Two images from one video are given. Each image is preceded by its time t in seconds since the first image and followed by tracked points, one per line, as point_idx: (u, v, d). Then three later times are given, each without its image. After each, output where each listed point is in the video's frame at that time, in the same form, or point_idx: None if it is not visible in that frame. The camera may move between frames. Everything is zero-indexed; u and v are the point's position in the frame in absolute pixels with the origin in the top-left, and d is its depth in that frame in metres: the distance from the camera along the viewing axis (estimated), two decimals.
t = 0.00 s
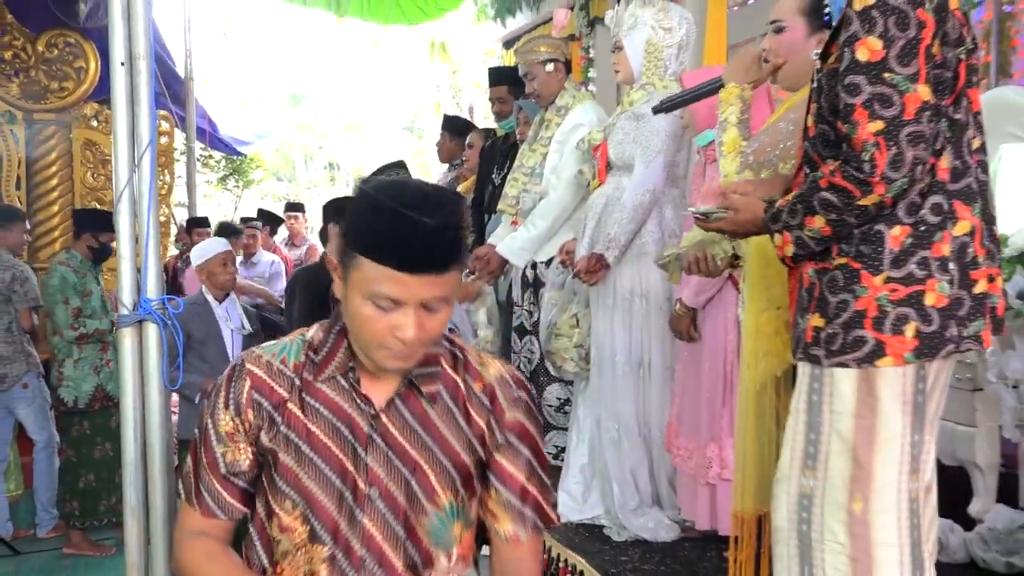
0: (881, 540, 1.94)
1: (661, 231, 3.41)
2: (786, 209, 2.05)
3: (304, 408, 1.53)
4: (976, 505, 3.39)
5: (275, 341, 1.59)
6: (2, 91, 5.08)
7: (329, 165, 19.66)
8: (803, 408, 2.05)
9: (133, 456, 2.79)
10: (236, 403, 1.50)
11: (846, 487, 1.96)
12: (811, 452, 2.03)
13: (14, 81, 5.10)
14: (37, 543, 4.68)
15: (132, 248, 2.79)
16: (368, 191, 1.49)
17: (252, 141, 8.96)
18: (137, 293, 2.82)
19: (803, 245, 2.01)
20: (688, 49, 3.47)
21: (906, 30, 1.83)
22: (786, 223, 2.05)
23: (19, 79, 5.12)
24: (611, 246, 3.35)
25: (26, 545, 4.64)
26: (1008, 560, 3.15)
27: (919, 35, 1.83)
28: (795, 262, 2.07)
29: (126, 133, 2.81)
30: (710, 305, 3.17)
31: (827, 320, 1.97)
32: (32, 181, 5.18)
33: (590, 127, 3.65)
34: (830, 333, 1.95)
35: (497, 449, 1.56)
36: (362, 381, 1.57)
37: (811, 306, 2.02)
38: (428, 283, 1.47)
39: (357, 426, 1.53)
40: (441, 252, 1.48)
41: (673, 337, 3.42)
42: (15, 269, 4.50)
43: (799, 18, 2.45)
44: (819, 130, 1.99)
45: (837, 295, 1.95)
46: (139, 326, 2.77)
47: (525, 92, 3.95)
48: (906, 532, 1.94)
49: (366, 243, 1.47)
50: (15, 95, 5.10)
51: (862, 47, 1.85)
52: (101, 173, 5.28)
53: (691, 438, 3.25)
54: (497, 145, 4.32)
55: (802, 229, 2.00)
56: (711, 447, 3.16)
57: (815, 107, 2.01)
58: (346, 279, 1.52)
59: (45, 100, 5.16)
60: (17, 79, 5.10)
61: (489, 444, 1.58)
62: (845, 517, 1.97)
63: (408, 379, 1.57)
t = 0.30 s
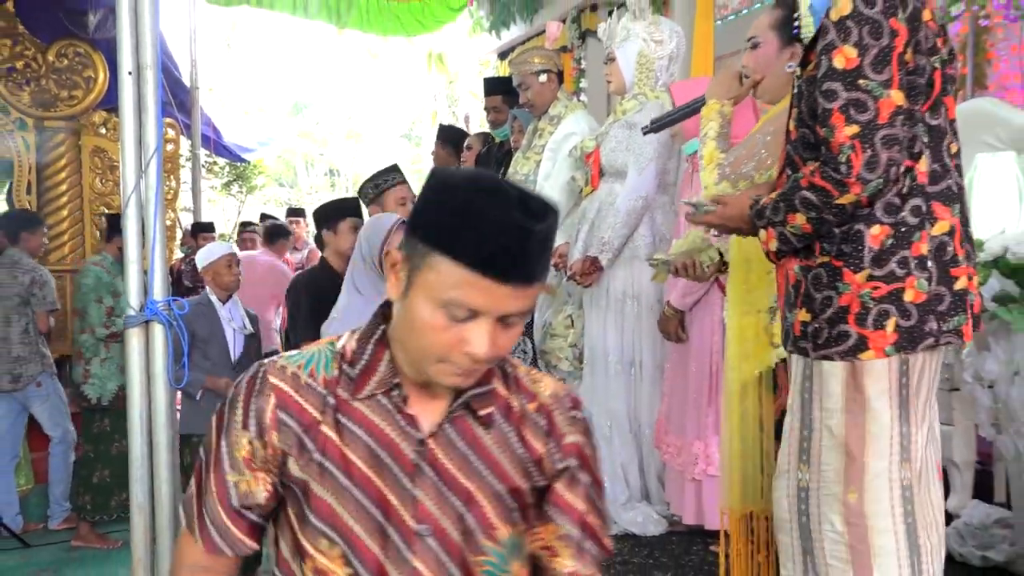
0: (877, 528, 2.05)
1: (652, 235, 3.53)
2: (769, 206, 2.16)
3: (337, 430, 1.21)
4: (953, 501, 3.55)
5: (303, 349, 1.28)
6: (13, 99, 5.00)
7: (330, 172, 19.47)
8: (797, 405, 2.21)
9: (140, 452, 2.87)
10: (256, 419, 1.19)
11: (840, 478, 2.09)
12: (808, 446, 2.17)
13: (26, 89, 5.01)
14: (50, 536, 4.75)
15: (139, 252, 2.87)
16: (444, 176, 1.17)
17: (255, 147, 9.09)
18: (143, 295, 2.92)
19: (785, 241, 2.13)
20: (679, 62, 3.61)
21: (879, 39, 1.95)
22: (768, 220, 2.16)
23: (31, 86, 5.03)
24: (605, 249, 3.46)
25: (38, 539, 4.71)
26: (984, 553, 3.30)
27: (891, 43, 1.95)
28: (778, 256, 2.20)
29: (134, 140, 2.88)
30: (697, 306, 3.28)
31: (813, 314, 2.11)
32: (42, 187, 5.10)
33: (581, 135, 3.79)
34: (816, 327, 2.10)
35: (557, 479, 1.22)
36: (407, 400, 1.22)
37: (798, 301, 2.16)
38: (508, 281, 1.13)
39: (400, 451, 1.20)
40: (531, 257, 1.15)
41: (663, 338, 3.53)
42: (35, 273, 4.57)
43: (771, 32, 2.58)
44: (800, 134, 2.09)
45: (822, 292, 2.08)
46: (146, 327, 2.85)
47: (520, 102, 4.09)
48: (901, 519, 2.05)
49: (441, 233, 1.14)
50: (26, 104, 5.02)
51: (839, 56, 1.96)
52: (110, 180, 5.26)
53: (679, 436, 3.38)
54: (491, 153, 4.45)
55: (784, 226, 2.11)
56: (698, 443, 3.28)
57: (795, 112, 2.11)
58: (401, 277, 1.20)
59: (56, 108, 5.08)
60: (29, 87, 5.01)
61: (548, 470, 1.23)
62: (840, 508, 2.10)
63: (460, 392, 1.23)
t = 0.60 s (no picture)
0: (854, 517, 2.15)
1: (646, 238, 3.64)
2: (749, 210, 2.29)
3: (377, 459, 1.10)
4: (933, 495, 3.69)
5: (321, 375, 1.18)
6: (28, 105, 5.18)
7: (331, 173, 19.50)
8: (782, 404, 2.29)
9: (148, 446, 2.96)
10: (286, 457, 1.08)
11: (818, 474, 2.18)
12: (788, 444, 2.27)
13: (40, 95, 5.19)
14: (61, 527, 4.79)
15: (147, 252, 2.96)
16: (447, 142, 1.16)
17: (262, 153, 9.24)
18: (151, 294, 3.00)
19: (764, 242, 2.26)
20: (670, 72, 3.73)
21: (859, 53, 2.07)
22: (748, 222, 2.29)
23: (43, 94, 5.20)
24: (599, 251, 3.59)
25: (49, 531, 4.75)
26: (961, 546, 3.45)
27: (870, 56, 2.07)
28: (757, 259, 2.33)
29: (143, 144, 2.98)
30: (688, 307, 3.40)
31: (793, 315, 2.22)
32: (54, 189, 5.28)
33: (575, 141, 3.88)
34: (794, 328, 2.21)
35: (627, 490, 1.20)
36: (450, 418, 1.14)
37: (777, 302, 2.28)
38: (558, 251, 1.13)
39: (451, 478, 1.11)
40: (560, 205, 1.14)
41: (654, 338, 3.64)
42: (64, 275, 4.78)
43: (747, 47, 2.73)
44: (783, 142, 2.20)
45: (802, 293, 2.20)
46: (154, 324, 2.95)
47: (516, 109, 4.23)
48: (874, 511, 2.16)
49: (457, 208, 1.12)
50: (41, 110, 5.20)
51: (820, 68, 2.08)
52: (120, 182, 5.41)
53: (670, 431, 3.52)
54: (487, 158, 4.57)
55: (765, 229, 2.24)
56: (686, 440, 3.44)
57: (779, 122, 2.21)
58: (429, 269, 1.16)
59: (68, 114, 5.24)
60: (41, 94, 5.18)
61: (614, 482, 1.21)
62: (820, 501, 2.19)
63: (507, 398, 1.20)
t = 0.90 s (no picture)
0: (835, 509, 2.27)
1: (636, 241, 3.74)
2: (747, 210, 2.39)
3: (462, 568, 0.92)
4: (914, 490, 3.81)
5: (374, 459, 1.00)
6: (42, 109, 5.53)
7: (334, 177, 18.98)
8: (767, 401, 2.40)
9: (156, 441, 3.04)
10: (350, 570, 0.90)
11: (802, 466, 2.30)
12: (771, 439, 2.38)
13: (53, 100, 5.55)
14: (71, 517, 4.93)
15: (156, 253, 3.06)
16: (506, 138, 1.03)
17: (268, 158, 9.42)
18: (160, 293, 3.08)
19: (763, 241, 2.37)
20: (661, 80, 3.88)
21: (853, 60, 2.20)
22: (747, 223, 2.39)
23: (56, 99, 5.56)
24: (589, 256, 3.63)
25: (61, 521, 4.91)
26: (939, 538, 3.59)
27: (863, 64, 2.21)
28: (754, 258, 2.44)
29: (152, 148, 3.07)
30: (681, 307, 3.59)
31: (787, 311, 2.32)
32: (67, 191, 5.65)
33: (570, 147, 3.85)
34: (788, 324, 2.32)
35: (732, 566, 1.13)
36: (547, 508, 0.98)
37: (771, 300, 2.38)
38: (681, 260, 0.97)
39: None
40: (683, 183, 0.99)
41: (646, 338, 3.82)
42: (94, 273, 5.05)
43: (730, 61, 2.84)
44: (775, 148, 2.36)
45: (796, 291, 2.31)
46: (163, 322, 3.04)
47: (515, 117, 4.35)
48: (853, 503, 2.29)
49: (544, 205, 0.95)
50: (54, 114, 5.56)
51: (817, 76, 2.21)
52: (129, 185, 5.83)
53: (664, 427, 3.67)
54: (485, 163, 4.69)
55: (763, 228, 2.35)
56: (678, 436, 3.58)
57: (771, 128, 2.38)
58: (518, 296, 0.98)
59: (81, 118, 5.62)
60: (55, 99, 5.54)
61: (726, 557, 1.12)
62: (804, 494, 2.30)
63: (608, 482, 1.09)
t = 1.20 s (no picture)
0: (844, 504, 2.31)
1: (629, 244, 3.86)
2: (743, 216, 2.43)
3: None
4: (896, 485, 3.96)
5: (517, 497, 0.87)
6: (55, 116, 6.06)
7: (337, 184, 19.15)
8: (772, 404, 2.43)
9: (165, 436, 3.14)
10: None
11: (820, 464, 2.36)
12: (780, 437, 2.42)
13: (67, 109, 6.08)
14: (82, 510, 5.10)
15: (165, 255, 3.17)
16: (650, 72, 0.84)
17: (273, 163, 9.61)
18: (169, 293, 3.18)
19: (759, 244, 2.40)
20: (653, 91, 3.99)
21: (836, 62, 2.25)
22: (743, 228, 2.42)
23: (70, 107, 6.10)
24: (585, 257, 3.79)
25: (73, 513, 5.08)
26: (921, 530, 3.72)
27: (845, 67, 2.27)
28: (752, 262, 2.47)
29: (161, 154, 3.18)
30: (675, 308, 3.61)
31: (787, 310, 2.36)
32: (79, 195, 6.18)
33: (566, 154, 4.17)
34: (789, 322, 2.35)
35: None
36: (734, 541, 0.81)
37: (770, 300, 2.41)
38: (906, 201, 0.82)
39: None
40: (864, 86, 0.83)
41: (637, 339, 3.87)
42: (114, 275, 5.21)
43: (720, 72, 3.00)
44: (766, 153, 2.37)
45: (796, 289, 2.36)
46: (171, 321, 3.13)
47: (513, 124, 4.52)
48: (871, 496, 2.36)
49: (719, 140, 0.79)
50: (67, 121, 6.10)
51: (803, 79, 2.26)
52: (139, 189, 6.34)
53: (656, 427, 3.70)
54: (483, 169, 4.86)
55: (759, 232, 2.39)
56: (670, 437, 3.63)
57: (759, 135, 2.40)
58: (694, 245, 0.79)
59: (93, 125, 6.16)
60: (69, 107, 6.08)
61: None
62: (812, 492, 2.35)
63: (795, 520, 0.95)
